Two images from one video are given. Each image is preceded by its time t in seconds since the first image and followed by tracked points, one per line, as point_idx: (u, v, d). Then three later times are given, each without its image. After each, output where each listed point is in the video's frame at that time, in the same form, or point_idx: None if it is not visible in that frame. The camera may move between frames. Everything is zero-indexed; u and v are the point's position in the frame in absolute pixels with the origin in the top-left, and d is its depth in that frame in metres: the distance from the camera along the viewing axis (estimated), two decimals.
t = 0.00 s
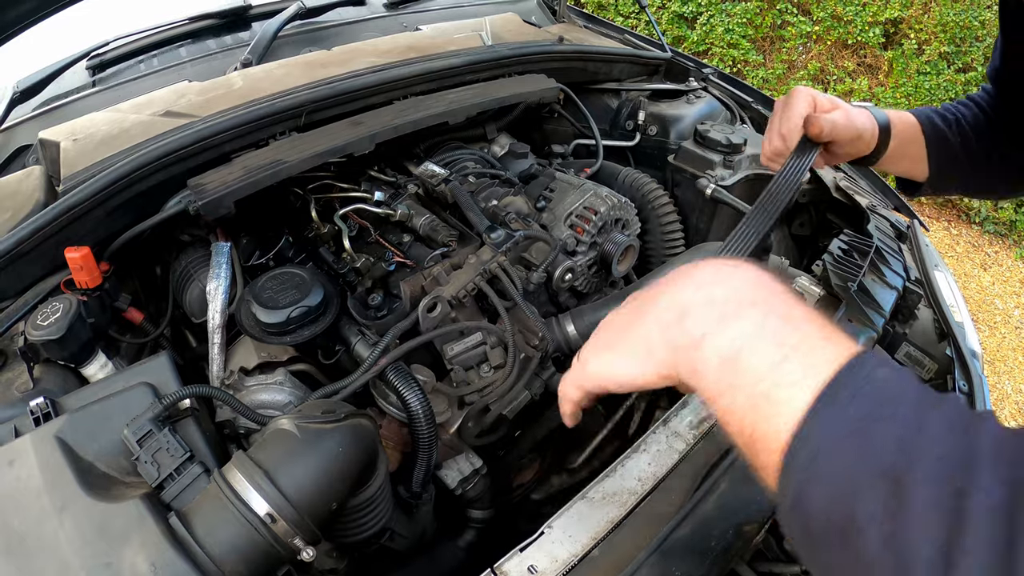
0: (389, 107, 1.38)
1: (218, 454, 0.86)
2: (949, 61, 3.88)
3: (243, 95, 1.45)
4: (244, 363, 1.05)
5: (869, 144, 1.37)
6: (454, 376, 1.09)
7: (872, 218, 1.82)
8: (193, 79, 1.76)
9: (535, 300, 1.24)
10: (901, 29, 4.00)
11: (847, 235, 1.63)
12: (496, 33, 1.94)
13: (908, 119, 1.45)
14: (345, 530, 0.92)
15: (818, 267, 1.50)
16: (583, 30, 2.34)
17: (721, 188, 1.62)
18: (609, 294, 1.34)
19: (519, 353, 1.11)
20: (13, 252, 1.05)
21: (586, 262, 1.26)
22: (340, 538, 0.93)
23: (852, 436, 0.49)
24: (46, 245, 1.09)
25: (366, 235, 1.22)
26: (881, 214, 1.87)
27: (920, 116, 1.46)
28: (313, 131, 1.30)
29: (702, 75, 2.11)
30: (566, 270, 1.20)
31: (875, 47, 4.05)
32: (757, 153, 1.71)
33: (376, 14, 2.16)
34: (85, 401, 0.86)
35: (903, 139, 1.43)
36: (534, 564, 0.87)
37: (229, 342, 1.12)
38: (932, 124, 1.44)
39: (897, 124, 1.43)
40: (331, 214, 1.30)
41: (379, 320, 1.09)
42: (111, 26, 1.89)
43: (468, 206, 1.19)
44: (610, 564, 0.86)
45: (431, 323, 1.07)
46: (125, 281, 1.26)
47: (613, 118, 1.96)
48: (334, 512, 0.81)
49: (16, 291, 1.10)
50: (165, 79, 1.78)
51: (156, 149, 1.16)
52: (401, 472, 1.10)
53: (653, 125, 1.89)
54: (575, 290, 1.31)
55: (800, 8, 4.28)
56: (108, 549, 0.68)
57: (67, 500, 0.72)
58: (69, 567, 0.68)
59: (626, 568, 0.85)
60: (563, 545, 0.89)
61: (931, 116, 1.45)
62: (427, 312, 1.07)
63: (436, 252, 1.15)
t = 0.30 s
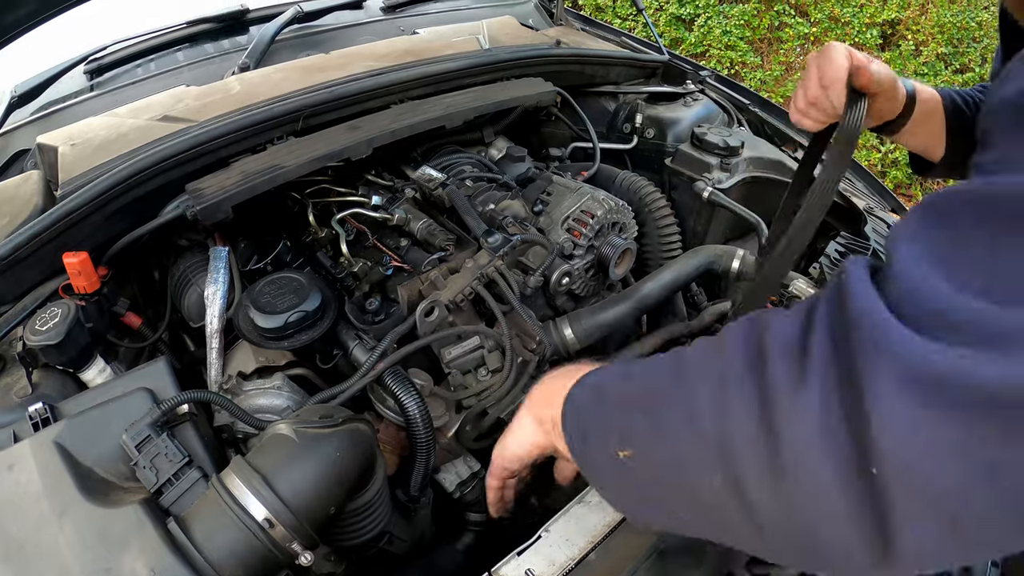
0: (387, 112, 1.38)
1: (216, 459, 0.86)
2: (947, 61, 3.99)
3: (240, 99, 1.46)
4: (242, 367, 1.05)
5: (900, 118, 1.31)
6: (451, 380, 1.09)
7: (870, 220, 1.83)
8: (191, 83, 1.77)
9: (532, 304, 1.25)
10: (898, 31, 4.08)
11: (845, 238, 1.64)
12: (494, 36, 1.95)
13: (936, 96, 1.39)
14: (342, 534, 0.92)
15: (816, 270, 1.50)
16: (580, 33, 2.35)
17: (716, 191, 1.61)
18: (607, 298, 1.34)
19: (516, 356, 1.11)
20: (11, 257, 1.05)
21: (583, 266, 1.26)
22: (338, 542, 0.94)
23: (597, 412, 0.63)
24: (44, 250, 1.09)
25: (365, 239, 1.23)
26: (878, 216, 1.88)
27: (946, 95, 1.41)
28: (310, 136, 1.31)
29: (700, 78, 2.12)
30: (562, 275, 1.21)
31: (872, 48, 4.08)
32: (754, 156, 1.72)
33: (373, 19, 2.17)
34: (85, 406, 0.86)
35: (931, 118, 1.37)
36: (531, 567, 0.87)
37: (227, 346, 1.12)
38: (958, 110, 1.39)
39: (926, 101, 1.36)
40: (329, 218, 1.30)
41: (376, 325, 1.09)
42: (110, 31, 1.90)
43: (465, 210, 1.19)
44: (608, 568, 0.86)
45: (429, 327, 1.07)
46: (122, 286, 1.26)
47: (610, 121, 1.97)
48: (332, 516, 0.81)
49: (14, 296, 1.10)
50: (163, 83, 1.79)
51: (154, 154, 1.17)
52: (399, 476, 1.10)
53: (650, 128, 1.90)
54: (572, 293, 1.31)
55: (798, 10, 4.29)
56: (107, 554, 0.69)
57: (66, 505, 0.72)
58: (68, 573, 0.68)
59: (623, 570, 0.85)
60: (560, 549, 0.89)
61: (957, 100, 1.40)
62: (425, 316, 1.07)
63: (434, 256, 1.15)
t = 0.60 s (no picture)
0: (379, 120, 1.39)
1: (212, 468, 0.86)
2: (935, 64, 3.96)
3: (233, 108, 1.46)
4: (237, 376, 1.06)
5: (830, 104, 1.31)
6: (445, 388, 1.10)
7: (861, 223, 1.85)
8: (183, 92, 1.77)
9: (525, 311, 1.26)
10: (887, 34, 4.10)
11: (835, 242, 1.68)
12: (485, 43, 1.96)
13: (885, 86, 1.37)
14: (339, 543, 0.92)
15: (806, 274, 1.53)
16: (571, 40, 2.37)
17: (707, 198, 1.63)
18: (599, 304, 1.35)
19: (510, 363, 1.12)
20: (5, 267, 1.05)
21: (575, 272, 1.27)
22: (334, 549, 0.94)
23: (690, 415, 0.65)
24: (37, 260, 1.09)
25: (358, 247, 1.24)
26: (869, 218, 1.91)
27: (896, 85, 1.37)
28: (302, 144, 1.31)
29: (689, 83, 2.14)
30: (555, 281, 1.21)
31: (862, 52, 4.11)
32: (746, 162, 1.75)
33: (365, 27, 2.18)
34: (80, 416, 0.86)
35: (875, 109, 1.36)
36: (527, 573, 0.88)
37: (222, 355, 1.12)
38: (913, 101, 1.34)
39: (870, 89, 1.35)
40: (322, 226, 1.31)
41: (370, 333, 1.10)
42: (102, 40, 1.90)
43: (458, 218, 1.20)
44: (604, 572, 0.87)
45: (422, 335, 1.07)
46: (116, 295, 1.26)
47: (601, 127, 1.98)
48: (328, 525, 0.82)
49: (8, 306, 1.10)
50: (155, 92, 1.79)
51: (146, 164, 1.17)
52: (394, 483, 1.10)
53: (640, 134, 1.92)
54: (565, 300, 1.32)
55: (787, 15, 4.34)
56: (104, 565, 0.69)
57: (63, 515, 0.72)
58: None
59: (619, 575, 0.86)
60: (557, 554, 0.90)
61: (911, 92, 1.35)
62: (418, 324, 1.08)
63: (427, 264, 1.16)
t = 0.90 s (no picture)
0: (371, 137, 1.42)
1: (213, 482, 0.89)
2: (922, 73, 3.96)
3: (227, 125, 1.49)
4: (234, 392, 1.07)
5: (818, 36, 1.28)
6: (439, 401, 1.13)
7: (844, 232, 1.90)
8: (177, 108, 1.79)
9: (516, 323, 1.29)
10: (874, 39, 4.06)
11: (819, 252, 1.73)
12: (474, 58, 2.00)
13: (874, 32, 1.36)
14: (337, 553, 0.94)
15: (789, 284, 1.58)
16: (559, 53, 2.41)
17: (693, 210, 1.68)
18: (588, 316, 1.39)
19: (501, 376, 1.15)
20: (4, 285, 1.07)
21: (564, 284, 1.30)
22: (332, 560, 0.95)
23: (820, 514, 0.56)
24: (36, 277, 1.11)
25: (351, 263, 1.26)
26: (852, 228, 1.97)
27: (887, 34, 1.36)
28: (296, 162, 1.34)
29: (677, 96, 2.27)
30: (545, 294, 1.26)
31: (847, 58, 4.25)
32: (730, 173, 1.80)
33: (356, 41, 2.22)
34: (83, 433, 0.88)
35: (863, 48, 1.33)
36: None
37: (218, 370, 1.15)
38: (904, 55, 1.34)
39: (862, 30, 1.33)
40: (316, 242, 1.33)
41: (365, 348, 1.13)
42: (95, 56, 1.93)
43: (449, 233, 1.23)
44: None
45: (416, 349, 1.10)
46: (113, 311, 1.28)
47: (589, 140, 2.03)
48: (328, 535, 0.84)
49: (7, 323, 1.12)
50: (148, 108, 1.81)
51: (142, 183, 1.20)
52: (390, 494, 1.13)
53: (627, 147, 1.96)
54: (555, 311, 1.35)
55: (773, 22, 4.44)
56: None
57: (68, 529, 0.74)
58: None
59: None
60: (549, 560, 0.93)
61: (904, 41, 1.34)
62: (412, 338, 1.11)
63: (419, 279, 1.19)
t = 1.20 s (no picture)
0: (365, 165, 1.49)
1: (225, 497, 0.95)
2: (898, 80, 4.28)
3: (226, 153, 1.56)
4: (239, 410, 1.13)
5: None
6: (432, 416, 1.18)
7: (816, 247, 2.01)
8: (175, 134, 1.86)
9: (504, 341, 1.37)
10: (852, 51, 4.43)
11: (791, 268, 1.83)
12: (461, 82, 2.08)
13: None
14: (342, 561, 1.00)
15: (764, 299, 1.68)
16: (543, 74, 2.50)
17: (672, 229, 1.75)
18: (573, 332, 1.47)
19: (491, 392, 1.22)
20: (18, 312, 1.13)
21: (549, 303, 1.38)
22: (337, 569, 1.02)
23: None
24: (48, 303, 1.17)
25: (348, 286, 1.34)
26: (826, 242, 2.08)
27: None
28: (293, 190, 1.41)
29: (657, 115, 2.32)
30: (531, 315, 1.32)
31: (826, 69, 4.44)
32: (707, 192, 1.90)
33: (347, 66, 2.29)
34: (102, 454, 0.94)
35: None
36: None
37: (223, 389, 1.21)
38: None
39: None
40: (313, 265, 1.39)
41: (364, 368, 1.21)
42: (92, 81, 1.98)
43: (440, 257, 1.31)
44: None
45: (410, 368, 1.18)
46: (117, 334, 1.34)
47: (572, 159, 2.10)
48: (334, 544, 0.91)
49: (19, 347, 1.18)
50: (147, 134, 1.87)
51: (148, 212, 1.26)
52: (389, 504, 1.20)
53: (609, 167, 2.04)
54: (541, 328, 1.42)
55: (754, 35, 4.71)
56: None
57: (93, 545, 0.81)
58: None
59: None
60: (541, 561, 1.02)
61: None
62: (407, 358, 1.19)
63: (413, 302, 1.27)
